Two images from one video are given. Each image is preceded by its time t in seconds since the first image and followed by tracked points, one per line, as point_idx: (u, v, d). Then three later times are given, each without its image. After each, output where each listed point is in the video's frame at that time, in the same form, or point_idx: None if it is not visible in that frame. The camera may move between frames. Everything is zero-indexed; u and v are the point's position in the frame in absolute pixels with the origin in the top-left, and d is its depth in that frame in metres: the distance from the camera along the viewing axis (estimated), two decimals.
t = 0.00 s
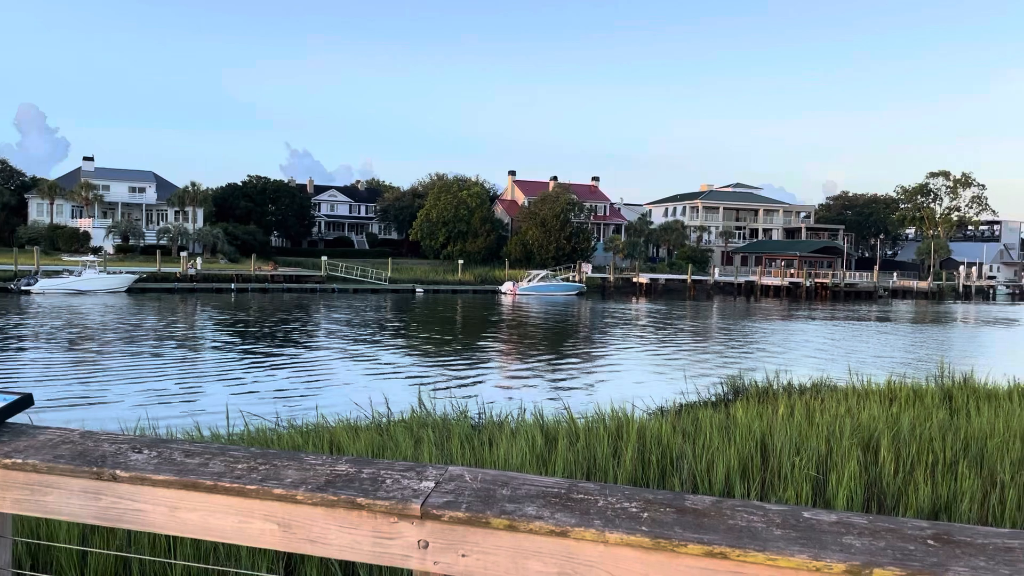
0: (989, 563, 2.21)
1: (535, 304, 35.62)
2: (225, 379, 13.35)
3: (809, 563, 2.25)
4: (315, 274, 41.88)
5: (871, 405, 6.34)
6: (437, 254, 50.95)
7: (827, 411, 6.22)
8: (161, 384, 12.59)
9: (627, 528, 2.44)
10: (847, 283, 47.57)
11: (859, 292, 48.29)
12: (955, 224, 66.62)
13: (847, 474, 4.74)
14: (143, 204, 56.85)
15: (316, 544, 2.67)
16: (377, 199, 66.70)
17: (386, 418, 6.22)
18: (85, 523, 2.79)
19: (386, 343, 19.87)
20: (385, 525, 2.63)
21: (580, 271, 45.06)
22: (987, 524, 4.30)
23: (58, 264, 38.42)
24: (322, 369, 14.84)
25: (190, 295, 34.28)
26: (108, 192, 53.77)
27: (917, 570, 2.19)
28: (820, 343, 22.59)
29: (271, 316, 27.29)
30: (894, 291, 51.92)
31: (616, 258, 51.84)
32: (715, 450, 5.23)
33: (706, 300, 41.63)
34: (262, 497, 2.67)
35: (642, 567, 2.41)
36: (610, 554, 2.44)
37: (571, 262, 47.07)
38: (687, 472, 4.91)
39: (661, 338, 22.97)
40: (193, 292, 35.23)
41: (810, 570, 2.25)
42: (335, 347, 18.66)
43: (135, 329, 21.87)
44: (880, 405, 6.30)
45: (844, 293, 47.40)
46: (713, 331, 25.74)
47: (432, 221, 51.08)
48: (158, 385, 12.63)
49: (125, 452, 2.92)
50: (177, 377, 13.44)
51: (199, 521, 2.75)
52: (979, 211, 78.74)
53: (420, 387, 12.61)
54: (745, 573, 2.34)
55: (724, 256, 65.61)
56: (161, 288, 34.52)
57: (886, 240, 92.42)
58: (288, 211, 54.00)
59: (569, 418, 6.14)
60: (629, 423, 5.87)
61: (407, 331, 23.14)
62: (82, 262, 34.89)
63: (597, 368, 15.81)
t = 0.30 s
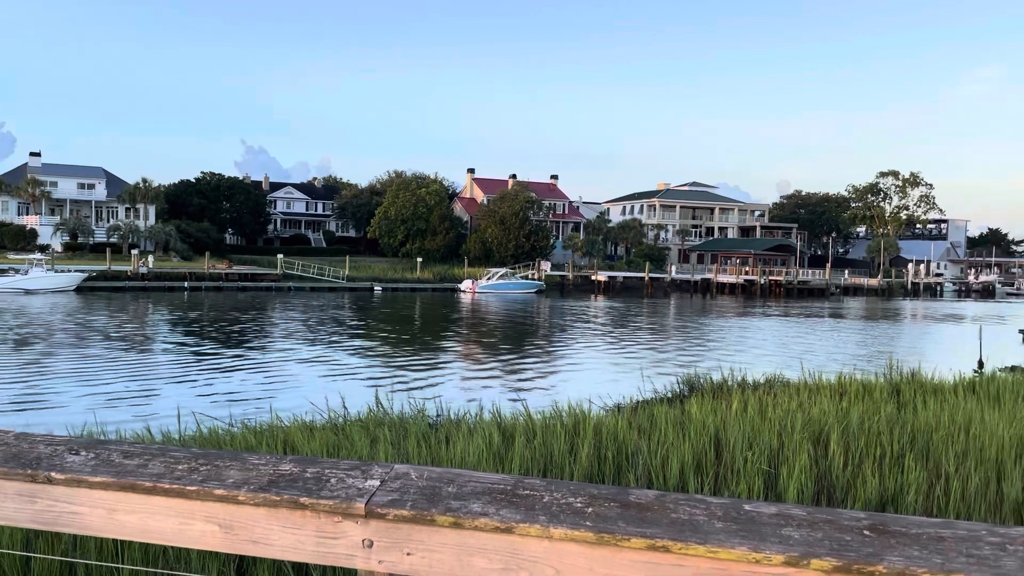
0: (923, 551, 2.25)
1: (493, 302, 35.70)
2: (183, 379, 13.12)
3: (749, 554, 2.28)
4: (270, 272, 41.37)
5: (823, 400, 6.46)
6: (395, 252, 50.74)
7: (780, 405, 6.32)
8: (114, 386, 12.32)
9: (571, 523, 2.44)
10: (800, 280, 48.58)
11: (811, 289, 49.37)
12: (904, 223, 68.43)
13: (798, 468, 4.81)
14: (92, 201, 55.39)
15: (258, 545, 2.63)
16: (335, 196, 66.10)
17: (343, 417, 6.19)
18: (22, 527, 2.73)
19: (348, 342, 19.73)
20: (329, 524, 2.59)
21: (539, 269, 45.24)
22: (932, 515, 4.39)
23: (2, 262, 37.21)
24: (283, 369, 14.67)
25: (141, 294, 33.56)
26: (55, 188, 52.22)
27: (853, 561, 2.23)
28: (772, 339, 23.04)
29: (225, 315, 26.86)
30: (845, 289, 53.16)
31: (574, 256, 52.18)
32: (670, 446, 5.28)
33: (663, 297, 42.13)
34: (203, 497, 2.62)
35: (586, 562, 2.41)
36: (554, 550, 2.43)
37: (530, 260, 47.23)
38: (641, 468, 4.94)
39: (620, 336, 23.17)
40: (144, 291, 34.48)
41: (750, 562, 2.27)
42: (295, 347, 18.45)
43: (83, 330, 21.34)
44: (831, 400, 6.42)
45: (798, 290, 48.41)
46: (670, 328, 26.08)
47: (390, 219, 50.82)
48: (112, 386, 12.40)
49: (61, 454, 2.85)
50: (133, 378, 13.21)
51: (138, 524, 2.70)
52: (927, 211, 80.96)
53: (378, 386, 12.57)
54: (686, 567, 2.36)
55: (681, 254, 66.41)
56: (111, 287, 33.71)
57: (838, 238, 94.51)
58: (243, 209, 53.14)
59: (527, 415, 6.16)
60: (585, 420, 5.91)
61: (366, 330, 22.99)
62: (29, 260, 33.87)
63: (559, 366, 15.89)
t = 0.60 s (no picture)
0: (853, 539, 2.30)
1: (449, 299, 35.70)
2: (136, 381, 12.87)
3: (687, 546, 2.31)
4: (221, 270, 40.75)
5: (771, 394, 6.60)
6: (349, 249, 50.37)
7: (730, 399, 6.45)
8: (62, 389, 12.04)
9: (512, 518, 2.44)
10: (752, 276, 49.50)
11: (762, 285, 50.32)
12: (851, 220, 70.04)
13: (747, 461, 4.89)
14: (35, 198, 53.61)
15: (195, 546, 2.58)
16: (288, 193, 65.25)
17: (295, 417, 6.16)
18: None
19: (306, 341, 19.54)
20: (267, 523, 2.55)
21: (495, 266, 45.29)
22: (875, 505, 4.49)
23: None
24: (240, 369, 14.48)
25: (86, 293, 32.69)
26: None
27: (787, 549, 2.27)
28: (722, 335, 23.42)
29: (174, 314, 26.33)
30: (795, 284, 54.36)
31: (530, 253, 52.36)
32: (623, 441, 5.34)
33: (618, 294, 42.60)
34: (137, 499, 2.57)
35: (527, 554, 2.41)
36: (495, 545, 2.43)
37: (486, 257, 47.23)
38: (594, 463, 4.99)
39: (576, 332, 23.36)
40: (90, 290, 33.57)
41: (687, 553, 2.30)
42: (253, 347, 18.23)
43: (22, 330, 20.71)
44: (779, 393, 6.56)
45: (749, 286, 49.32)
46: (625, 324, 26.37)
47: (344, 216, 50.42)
48: (61, 388, 12.12)
49: None
50: (85, 380, 12.94)
51: (70, 526, 2.63)
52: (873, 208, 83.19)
53: (332, 385, 12.52)
54: (626, 558, 2.37)
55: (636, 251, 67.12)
56: (55, 286, 32.74)
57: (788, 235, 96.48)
58: (193, 205, 52.02)
59: (482, 412, 6.20)
60: (539, 417, 5.95)
61: (323, 328, 22.82)
62: None
63: (517, 363, 15.95)
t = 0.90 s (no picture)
0: (785, 527, 2.34)
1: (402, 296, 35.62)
2: (83, 383, 12.58)
3: (624, 537, 2.32)
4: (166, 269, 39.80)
5: (718, 388, 6.74)
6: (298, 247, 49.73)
7: (678, 394, 6.57)
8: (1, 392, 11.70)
9: (450, 514, 2.43)
10: (701, 272, 50.44)
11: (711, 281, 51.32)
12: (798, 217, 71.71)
13: (695, 454, 4.96)
14: None
15: (126, 549, 2.51)
16: (235, 190, 63.99)
17: (242, 417, 6.11)
18: None
19: (259, 340, 19.28)
20: (201, 525, 2.50)
21: (447, 263, 45.27)
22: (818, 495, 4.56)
23: None
24: (191, 369, 14.25)
25: (23, 293, 31.53)
26: None
27: (720, 538, 2.31)
28: (671, 330, 23.75)
29: (117, 314, 25.63)
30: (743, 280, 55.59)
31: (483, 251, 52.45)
32: (573, 436, 5.39)
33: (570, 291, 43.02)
34: (66, 503, 2.50)
35: (465, 549, 2.41)
36: (432, 540, 2.43)
37: (438, 254, 47.12)
38: (544, 459, 5.02)
39: (529, 329, 23.52)
40: (27, 290, 32.39)
41: (622, 544, 2.31)
42: (207, 346, 17.95)
43: None
44: (727, 387, 6.70)
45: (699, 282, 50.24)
46: (575, 321, 26.63)
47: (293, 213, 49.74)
48: (3, 391, 11.79)
49: None
50: (31, 382, 12.61)
51: None
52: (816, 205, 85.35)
53: (281, 385, 12.41)
54: (566, 551, 2.37)
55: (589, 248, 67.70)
56: None
57: (735, 232, 98.35)
58: (136, 203, 50.61)
59: (433, 410, 6.22)
60: (490, 414, 5.99)
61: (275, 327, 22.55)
62: None
63: (471, 360, 16.00)
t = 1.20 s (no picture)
0: (716, 516, 2.34)
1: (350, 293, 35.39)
2: (22, 386, 12.22)
3: (558, 529, 2.29)
4: (104, 267, 38.62)
5: (665, 382, 6.87)
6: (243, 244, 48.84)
7: (626, 388, 6.67)
8: None
9: (385, 511, 2.38)
10: (648, 268, 51.25)
11: (658, 276, 52.17)
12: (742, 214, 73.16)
13: (640, 447, 4.99)
14: None
15: (49, 555, 2.42)
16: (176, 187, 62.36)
17: (185, 419, 6.04)
18: None
19: (210, 339, 18.96)
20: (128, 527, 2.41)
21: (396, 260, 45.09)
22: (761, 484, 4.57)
23: None
24: (137, 370, 13.96)
25: None
26: None
27: (653, 529, 2.28)
28: (620, 325, 24.02)
29: (52, 315, 24.79)
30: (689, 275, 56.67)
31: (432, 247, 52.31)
32: (521, 431, 5.41)
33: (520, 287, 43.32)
34: None
35: (399, 547, 2.34)
36: (367, 538, 2.36)
37: (387, 251, 46.84)
38: (492, 454, 5.02)
39: (482, 325, 23.62)
40: None
41: (557, 537, 2.27)
42: (156, 346, 17.62)
43: None
44: (673, 381, 6.83)
45: (646, 278, 51.04)
46: (525, 317, 26.81)
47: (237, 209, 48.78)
48: None
49: None
50: None
51: None
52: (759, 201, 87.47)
53: (226, 385, 12.26)
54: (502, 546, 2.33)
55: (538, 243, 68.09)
56: None
57: (680, 228, 100.00)
58: (73, 199, 48.74)
59: (382, 409, 6.22)
60: (439, 411, 6.01)
61: (222, 326, 22.19)
62: None
63: (422, 358, 16.01)
